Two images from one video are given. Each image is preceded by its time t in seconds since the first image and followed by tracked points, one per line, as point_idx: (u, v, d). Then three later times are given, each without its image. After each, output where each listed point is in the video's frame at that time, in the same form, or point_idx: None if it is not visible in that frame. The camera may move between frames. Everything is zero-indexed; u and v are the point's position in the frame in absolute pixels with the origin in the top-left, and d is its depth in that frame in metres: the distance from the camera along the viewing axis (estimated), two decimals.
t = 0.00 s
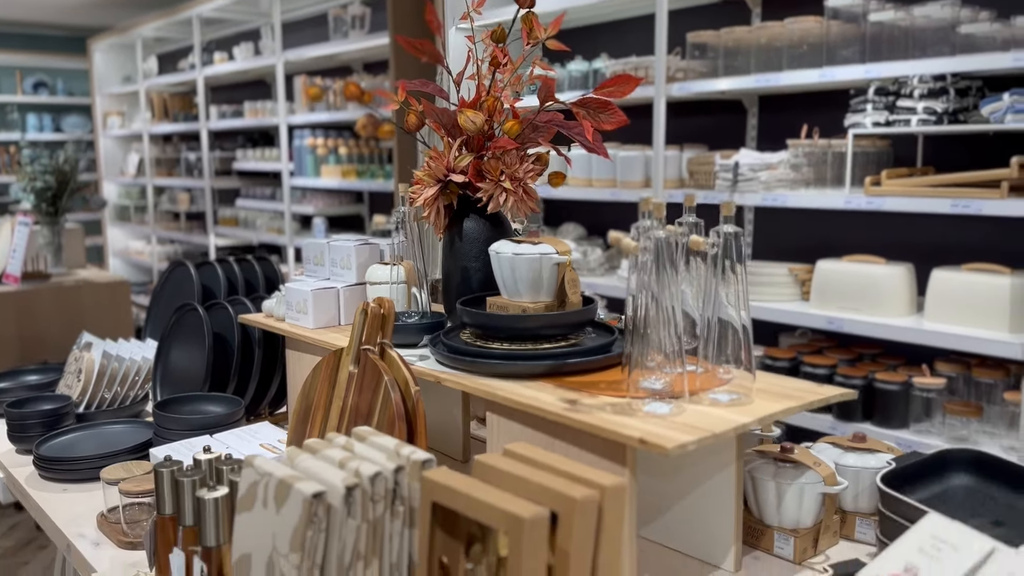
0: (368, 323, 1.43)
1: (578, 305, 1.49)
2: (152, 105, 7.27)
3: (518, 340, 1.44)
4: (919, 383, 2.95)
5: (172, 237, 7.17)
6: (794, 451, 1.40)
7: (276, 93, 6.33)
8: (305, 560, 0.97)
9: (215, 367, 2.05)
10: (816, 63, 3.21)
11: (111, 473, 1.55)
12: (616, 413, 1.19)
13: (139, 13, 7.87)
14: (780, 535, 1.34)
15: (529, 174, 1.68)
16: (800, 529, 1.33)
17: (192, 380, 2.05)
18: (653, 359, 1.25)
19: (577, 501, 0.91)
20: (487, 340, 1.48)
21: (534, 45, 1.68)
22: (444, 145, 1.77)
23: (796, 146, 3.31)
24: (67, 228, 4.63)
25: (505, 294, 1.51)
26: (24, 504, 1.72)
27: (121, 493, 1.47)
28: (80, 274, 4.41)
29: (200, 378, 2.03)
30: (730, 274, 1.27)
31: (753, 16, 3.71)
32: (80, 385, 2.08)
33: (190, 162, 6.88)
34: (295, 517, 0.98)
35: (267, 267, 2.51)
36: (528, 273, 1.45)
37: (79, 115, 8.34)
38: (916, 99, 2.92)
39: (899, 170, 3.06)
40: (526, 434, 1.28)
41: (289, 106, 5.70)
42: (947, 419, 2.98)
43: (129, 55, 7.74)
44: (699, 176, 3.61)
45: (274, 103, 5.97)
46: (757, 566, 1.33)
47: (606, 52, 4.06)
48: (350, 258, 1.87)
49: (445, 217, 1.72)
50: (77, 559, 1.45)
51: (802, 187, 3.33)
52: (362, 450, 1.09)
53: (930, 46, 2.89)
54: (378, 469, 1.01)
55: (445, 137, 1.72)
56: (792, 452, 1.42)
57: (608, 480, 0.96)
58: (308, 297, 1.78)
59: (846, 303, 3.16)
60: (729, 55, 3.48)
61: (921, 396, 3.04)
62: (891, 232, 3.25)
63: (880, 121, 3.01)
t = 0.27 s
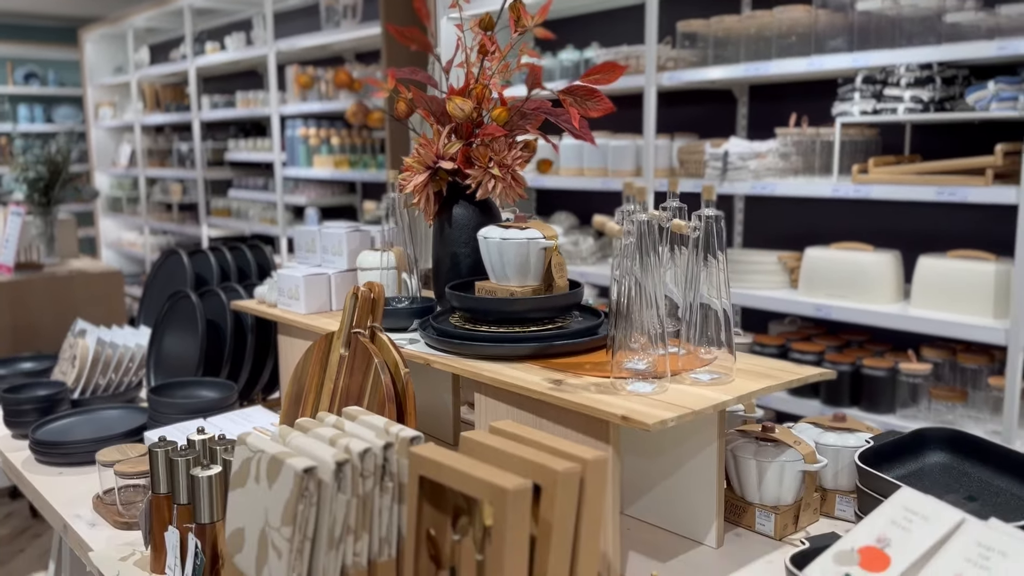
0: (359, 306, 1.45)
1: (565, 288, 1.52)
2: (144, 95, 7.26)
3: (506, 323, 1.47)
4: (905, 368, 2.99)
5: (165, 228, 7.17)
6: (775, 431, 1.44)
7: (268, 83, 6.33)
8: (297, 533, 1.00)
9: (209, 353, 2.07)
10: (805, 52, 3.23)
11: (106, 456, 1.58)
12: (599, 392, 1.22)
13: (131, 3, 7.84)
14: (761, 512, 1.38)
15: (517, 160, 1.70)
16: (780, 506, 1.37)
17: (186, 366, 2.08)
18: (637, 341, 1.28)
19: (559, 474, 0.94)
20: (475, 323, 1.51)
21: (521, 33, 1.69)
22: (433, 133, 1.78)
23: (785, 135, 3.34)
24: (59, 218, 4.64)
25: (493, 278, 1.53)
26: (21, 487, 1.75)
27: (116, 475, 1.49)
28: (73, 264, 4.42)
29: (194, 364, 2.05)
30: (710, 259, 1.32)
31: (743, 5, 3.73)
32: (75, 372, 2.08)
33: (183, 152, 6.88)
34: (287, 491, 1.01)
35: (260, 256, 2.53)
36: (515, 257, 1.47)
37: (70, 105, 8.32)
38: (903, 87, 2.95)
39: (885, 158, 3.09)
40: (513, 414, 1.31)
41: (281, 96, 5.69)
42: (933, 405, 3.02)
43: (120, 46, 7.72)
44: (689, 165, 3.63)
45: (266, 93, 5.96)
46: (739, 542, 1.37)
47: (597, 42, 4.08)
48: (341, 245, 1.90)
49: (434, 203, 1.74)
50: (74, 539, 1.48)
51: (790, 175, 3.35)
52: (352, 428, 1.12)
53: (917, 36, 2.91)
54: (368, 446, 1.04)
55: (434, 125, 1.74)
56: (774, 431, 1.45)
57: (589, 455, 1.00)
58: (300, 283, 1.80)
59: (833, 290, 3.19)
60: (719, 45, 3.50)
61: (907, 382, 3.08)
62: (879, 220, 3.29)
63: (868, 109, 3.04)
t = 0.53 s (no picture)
0: (350, 299, 1.47)
1: (552, 280, 1.54)
2: (134, 87, 7.23)
3: (495, 314, 1.50)
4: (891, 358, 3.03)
5: (155, 220, 7.15)
6: (759, 419, 1.46)
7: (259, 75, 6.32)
8: (290, 520, 1.03)
9: (201, 346, 2.09)
10: (792, 45, 3.25)
11: (101, 446, 1.60)
12: (586, 381, 1.26)
13: None
14: (745, 498, 1.41)
15: (506, 154, 1.72)
16: (764, 492, 1.41)
17: (178, 358, 2.09)
18: (623, 332, 1.31)
19: (545, 461, 0.97)
20: (465, 315, 1.53)
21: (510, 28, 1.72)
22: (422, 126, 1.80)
23: (773, 128, 3.36)
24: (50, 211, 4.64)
25: (483, 271, 1.56)
26: (16, 478, 1.77)
27: (111, 465, 1.51)
28: (65, 257, 4.41)
29: (187, 355, 2.07)
30: (694, 251, 1.35)
31: None
32: (69, 363, 2.10)
33: (173, 145, 6.87)
34: (280, 479, 1.04)
35: (251, 249, 2.55)
36: (504, 249, 1.50)
37: (59, 98, 8.28)
38: (889, 80, 2.98)
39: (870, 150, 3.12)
40: (502, 403, 1.34)
41: (271, 88, 5.69)
42: (918, 394, 3.05)
43: (110, 37, 7.68)
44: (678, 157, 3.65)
45: (257, 85, 5.95)
46: (723, 527, 1.40)
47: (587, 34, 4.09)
48: (332, 238, 1.92)
49: (424, 196, 1.75)
50: (69, 528, 1.50)
51: (778, 167, 3.38)
52: (343, 418, 1.14)
53: (903, 29, 2.94)
54: (359, 435, 1.07)
55: (424, 118, 1.75)
56: (757, 419, 1.49)
57: (575, 442, 1.03)
58: (291, 275, 1.82)
59: (820, 281, 3.22)
60: (708, 38, 3.52)
61: (893, 371, 3.10)
62: (865, 211, 3.32)
63: (854, 102, 3.07)
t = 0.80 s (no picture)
0: (342, 286, 1.50)
1: (541, 268, 1.57)
2: (122, 79, 7.20)
3: (485, 301, 1.52)
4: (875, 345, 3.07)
5: (145, 212, 7.14)
6: (742, 402, 1.50)
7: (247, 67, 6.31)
8: (286, 498, 1.06)
9: (195, 335, 2.11)
10: (778, 36, 3.29)
11: (97, 433, 1.62)
12: (574, 364, 1.29)
13: None
14: (728, 479, 1.46)
15: (495, 144, 1.74)
16: (747, 473, 1.45)
17: (171, 347, 2.11)
18: (611, 316, 1.35)
19: (533, 439, 1.00)
20: (455, 303, 1.56)
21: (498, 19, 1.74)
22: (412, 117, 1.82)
23: (759, 119, 3.39)
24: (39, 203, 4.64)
25: (472, 259, 1.59)
26: (11, 465, 1.79)
27: (107, 451, 1.54)
28: (54, 249, 4.40)
29: (180, 344, 2.09)
30: (679, 239, 1.38)
31: None
32: (62, 353, 2.12)
33: (162, 137, 6.85)
34: (276, 460, 1.06)
35: (243, 239, 2.56)
36: (493, 237, 1.52)
37: (47, 89, 8.24)
38: (873, 71, 3.01)
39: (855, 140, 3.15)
40: (492, 388, 1.37)
41: (260, 80, 5.68)
42: (902, 380, 3.09)
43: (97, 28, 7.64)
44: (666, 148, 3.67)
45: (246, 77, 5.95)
46: (707, 508, 1.44)
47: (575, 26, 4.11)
48: (324, 227, 1.94)
49: (414, 186, 1.77)
50: (67, 513, 1.52)
51: (764, 158, 3.41)
52: (337, 401, 1.17)
53: (887, 20, 2.97)
54: (353, 416, 1.10)
55: (414, 109, 1.77)
56: (741, 403, 1.52)
57: (562, 422, 1.06)
58: (284, 264, 1.85)
59: (806, 270, 3.26)
60: (695, 29, 3.55)
61: (877, 359, 3.14)
62: (850, 201, 3.36)
63: (840, 93, 3.10)
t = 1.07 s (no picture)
0: (331, 271, 1.53)
1: (526, 253, 1.61)
2: (108, 71, 7.17)
3: (471, 286, 1.56)
4: (857, 332, 3.11)
5: (132, 205, 7.12)
6: (721, 384, 1.55)
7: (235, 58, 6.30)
8: (277, 474, 1.09)
9: (184, 324, 2.14)
10: (761, 28, 3.32)
11: (89, 416, 1.66)
12: (557, 345, 1.33)
13: None
14: (707, 458, 1.51)
15: (481, 132, 1.77)
16: (726, 452, 1.50)
17: (162, 334, 2.14)
18: (595, 300, 1.39)
19: (517, 414, 1.04)
20: (442, 288, 1.60)
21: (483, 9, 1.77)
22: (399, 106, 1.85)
23: (743, 110, 3.43)
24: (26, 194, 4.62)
25: (459, 245, 1.62)
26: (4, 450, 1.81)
27: (99, 434, 1.57)
28: (42, 240, 4.40)
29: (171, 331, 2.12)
30: (659, 224, 1.43)
31: None
32: (53, 341, 2.14)
33: (149, 129, 6.84)
34: (267, 437, 1.10)
35: (232, 228, 2.59)
36: (479, 224, 1.56)
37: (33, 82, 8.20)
38: (855, 62, 3.05)
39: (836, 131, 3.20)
40: (478, 369, 1.41)
41: (248, 71, 5.68)
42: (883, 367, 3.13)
43: (83, 19, 7.60)
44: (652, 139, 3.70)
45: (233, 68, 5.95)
46: (687, 485, 1.50)
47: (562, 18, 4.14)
48: (312, 215, 1.97)
49: (402, 174, 1.80)
50: (61, 495, 1.55)
51: (748, 148, 3.45)
52: (326, 380, 1.20)
53: (868, 12, 3.01)
54: (342, 395, 1.13)
55: (401, 98, 1.80)
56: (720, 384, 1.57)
57: (544, 398, 1.10)
58: (273, 251, 1.87)
59: (790, 259, 3.31)
60: (680, 21, 3.58)
61: (858, 346, 3.16)
62: (833, 191, 3.41)
63: (822, 84, 3.14)
